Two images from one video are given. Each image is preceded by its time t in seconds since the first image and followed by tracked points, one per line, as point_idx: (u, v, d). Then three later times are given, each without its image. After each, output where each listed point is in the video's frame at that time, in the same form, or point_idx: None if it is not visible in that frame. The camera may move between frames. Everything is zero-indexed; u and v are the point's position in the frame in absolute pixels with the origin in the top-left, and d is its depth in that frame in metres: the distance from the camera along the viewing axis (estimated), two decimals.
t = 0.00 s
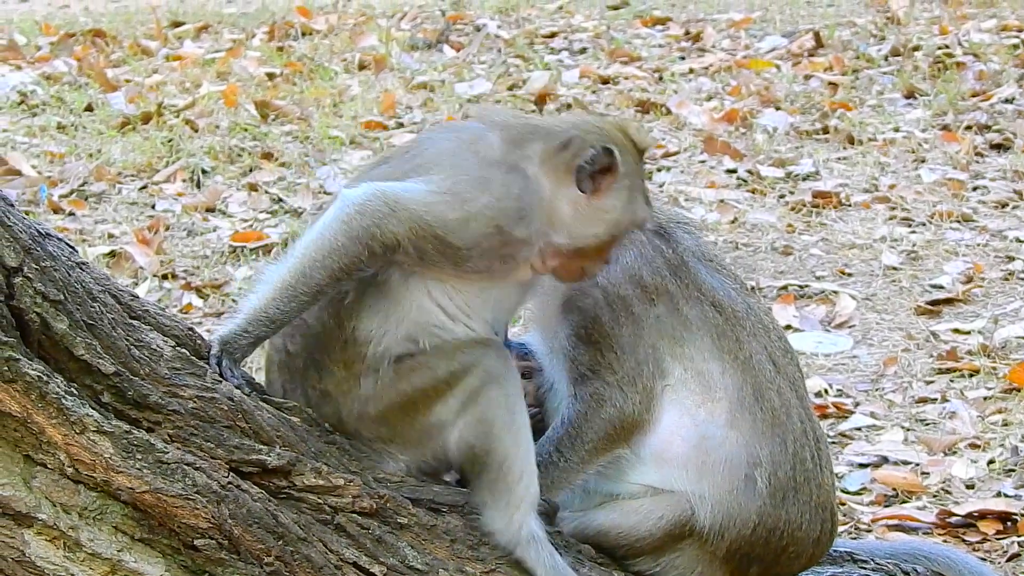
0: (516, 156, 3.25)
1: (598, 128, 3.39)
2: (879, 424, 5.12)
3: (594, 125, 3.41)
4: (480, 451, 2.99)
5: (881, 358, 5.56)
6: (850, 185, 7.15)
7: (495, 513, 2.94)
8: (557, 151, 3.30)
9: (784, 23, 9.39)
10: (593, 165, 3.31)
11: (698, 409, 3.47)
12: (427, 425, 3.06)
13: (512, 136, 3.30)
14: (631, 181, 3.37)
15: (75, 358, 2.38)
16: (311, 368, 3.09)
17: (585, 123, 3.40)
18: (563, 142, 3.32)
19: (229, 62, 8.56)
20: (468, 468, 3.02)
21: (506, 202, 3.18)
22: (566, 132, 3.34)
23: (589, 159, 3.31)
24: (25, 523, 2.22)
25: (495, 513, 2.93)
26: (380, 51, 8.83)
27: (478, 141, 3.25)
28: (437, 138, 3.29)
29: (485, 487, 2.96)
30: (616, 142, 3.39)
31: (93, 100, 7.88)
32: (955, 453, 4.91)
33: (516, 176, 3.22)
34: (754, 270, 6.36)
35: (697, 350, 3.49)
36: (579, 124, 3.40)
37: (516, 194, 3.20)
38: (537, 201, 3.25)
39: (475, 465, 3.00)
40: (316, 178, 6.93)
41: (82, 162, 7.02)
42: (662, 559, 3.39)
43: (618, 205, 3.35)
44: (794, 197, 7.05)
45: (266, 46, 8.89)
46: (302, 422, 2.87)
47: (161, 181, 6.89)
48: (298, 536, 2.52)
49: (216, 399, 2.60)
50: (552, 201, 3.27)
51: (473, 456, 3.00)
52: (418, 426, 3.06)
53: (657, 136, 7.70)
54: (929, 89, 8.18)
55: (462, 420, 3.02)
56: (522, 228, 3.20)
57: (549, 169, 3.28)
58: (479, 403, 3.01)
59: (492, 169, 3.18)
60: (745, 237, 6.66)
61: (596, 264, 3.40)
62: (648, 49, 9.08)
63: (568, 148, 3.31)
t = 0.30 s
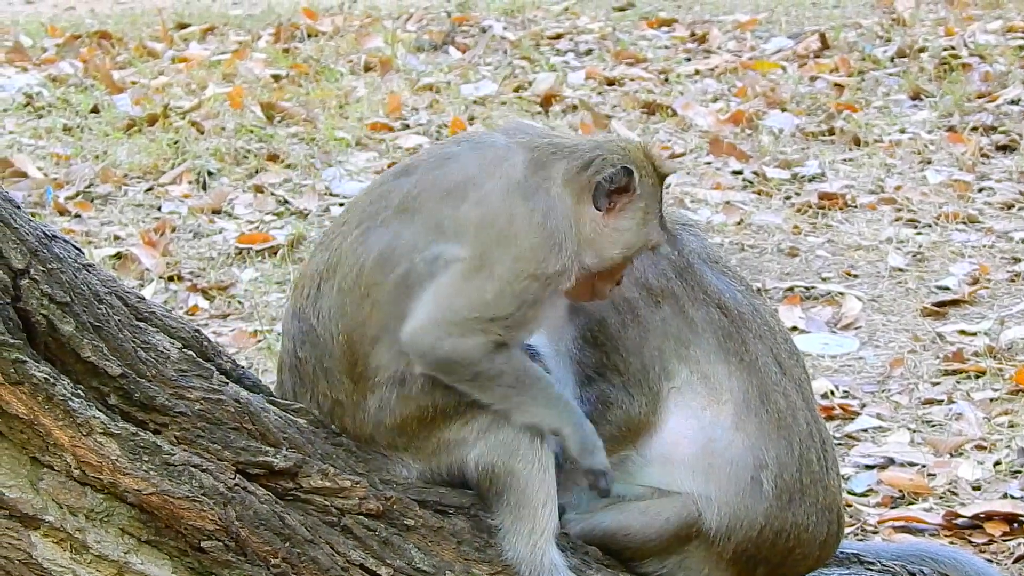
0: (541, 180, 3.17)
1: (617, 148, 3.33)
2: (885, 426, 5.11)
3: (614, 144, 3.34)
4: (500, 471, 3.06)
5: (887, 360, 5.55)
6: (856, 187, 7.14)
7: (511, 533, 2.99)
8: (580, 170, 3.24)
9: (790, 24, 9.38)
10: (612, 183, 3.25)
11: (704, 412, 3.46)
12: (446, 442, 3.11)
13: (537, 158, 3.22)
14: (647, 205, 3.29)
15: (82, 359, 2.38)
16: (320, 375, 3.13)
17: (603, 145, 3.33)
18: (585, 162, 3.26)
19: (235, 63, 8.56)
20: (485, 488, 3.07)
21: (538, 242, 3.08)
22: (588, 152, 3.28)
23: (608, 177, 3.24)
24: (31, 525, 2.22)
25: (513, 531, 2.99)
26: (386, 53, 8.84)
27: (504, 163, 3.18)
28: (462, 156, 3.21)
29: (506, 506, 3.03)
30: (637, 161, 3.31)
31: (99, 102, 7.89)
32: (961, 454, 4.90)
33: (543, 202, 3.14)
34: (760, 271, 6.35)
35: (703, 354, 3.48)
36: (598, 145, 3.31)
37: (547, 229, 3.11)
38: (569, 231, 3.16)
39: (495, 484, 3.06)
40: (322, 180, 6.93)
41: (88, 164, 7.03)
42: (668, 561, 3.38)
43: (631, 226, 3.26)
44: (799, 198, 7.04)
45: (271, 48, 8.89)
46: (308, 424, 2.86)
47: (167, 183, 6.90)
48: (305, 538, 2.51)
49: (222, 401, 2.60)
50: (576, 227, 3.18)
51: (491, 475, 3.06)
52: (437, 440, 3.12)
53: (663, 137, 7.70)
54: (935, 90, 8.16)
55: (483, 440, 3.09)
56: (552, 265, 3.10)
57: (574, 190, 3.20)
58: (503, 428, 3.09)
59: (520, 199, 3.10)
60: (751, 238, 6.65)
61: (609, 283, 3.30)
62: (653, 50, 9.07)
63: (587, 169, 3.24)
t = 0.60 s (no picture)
0: (525, 169, 3.30)
1: (600, 126, 3.51)
2: (892, 429, 5.10)
3: (597, 122, 3.53)
4: (508, 476, 3.10)
5: (894, 363, 5.54)
6: (863, 190, 7.13)
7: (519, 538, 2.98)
8: (570, 154, 3.41)
9: (797, 27, 9.37)
10: (604, 165, 3.46)
11: (711, 416, 3.44)
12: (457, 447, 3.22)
13: (518, 149, 3.36)
14: (639, 178, 3.53)
15: (89, 363, 2.38)
16: (320, 385, 3.20)
17: (588, 124, 3.52)
18: (573, 146, 3.42)
19: (242, 67, 8.57)
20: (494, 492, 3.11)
21: (520, 233, 3.13)
22: (573, 136, 3.46)
23: (600, 159, 3.44)
24: (39, 528, 2.21)
25: (522, 537, 2.98)
26: (392, 56, 8.85)
27: (486, 157, 3.27)
28: (444, 154, 3.28)
29: (514, 511, 3.05)
30: (626, 140, 3.53)
31: (106, 105, 7.90)
32: (968, 457, 4.88)
33: (528, 191, 3.24)
34: (767, 274, 6.34)
35: (710, 357, 3.46)
36: (581, 126, 3.51)
37: (530, 217, 3.17)
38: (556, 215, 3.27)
39: (504, 488, 3.10)
40: (328, 183, 6.94)
41: (95, 167, 7.04)
42: (675, 564, 3.39)
43: (629, 203, 3.52)
44: (806, 201, 7.03)
45: (278, 51, 8.90)
46: (315, 428, 2.86)
47: (174, 186, 6.90)
48: (312, 541, 2.50)
49: (229, 403, 2.60)
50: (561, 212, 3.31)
51: (499, 479, 3.11)
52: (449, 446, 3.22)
53: (669, 141, 7.70)
54: (941, 94, 8.15)
55: (488, 444, 3.17)
56: (541, 252, 3.16)
57: (563, 174, 3.37)
58: (508, 434, 3.16)
59: (503, 189, 3.19)
60: (758, 241, 6.64)
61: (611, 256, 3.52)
62: (660, 53, 9.07)
63: (578, 153, 3.41)
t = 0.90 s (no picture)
0: (529, 154, 3.25)
1: (586, 100, 3.44)
2: (896, 433, 5.09)
3: (582, 97, 3.44)
4: (510, 476, 3.12)
5: (897, 367, 5.53)
6: (867, 194, 7.12)
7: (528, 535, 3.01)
8: (567, 134, 3.33)
9: (801, 32, 9.37)
10: (604, 141, 3.39)
11: (715, 419, 3.44)
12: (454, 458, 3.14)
13: (516, 136, 3.29)
14: (632, 148, 3.48)
15: (93, 365, 2.38)
16: (335, 402, 3.12)
17: (574, 100, 3.43)
18: (569, 126, 3.34)
19: (246, 70, 8.58)
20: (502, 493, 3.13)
21: (544, 219, 3.13)
22: (566, 115, 3.37)
23: (599, 136, 3.38)
24: (43, 531, 2.22)
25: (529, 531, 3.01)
26: (397, 59, 8.86)
27: (486, 149, 3.23)
28: (441, 157, 3.21)
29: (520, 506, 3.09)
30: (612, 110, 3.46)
31: (110, 108, 7.92)
32: (971, 462, 4.88)
33: (539, 176, 3.22)
34: (770, 279, 6.34)
35: (715, 361, 3.45)
36: (568, 102, 3.42)
37: (549, 200, 3.18)
38: (570, 196, 3.26)
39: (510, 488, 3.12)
40: (332, 186, 6.95)
41: (99, 170, 7.05)
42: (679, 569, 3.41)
43: (632, 173, 3.46)
44: (810, 205, 7.03)
45: (282, 54, 8.91)
46: (318, 432, 2.86)
47: (178, 189, 6.90)
48: (316, 544, 2.50)
49: (234, 406, 2.60)
50: (574, 192, 3.30)
51: (502, 480, 3.13)
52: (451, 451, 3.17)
53: (673, 145, 7.70)
54: (945, 98, 8.15)
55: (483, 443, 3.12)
56: (566, 231, 3.16)
57: (565, 155, 3.31)
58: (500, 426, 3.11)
59: (515, 177, 3.17)
60: (762, 246, 6.64)
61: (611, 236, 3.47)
62: (664, 57, 9.07)
63: (576, 132, 3.34)
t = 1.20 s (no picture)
0: (560, 155, 3.22)
1: (618, 102, 3.40)
2: (897, 436, 5.09)
3: (613, 100, 3.40)
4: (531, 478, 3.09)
5: (898, 369, 5.53)
6: (868, 197, 7.12)
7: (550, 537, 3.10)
8: (597, 135, 3.30)
9: (803, 33, 9.38)
10: (637, 146, 3.34)
11: (716, 421, 3.44)
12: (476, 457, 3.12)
13: (547, 135, 3.26)
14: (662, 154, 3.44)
15: (95, 366, 2.38)
16: (351, 392, 3.18)
17: (605, 101, 3.38)
18: (600, 130, 3.30)
19: (247, 71, 8.58)
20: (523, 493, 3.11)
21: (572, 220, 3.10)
22: (597, 117, 3.33)
23: (632, 142, 3.33)
24: (44, 532, 2.22)
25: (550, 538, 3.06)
26: (398, 61, 8.87)
27: (517, 149, 3.20)
28: (472, 155, 3.20)
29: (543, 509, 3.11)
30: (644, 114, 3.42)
31: (111, 110, 7.92)
32: (972, 464, 4.88)
33: (569, 178, 3.18)
34: (772, 281, 6.33)
35: (716, 364, 3.46)
36: (598, 103, 3.37)
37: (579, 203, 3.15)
38: (598, 199, 3.23)
39: (531, 489, 3.11)
40: (334, 188, 6.95)
41: (100, 171, 7.05)
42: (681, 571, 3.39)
43: (661, 174, 3.43)
44: (811, 208, 7.03)
45: (284, 55, 8.92)
46: (319, 433, 2.86)
47: (179, 190, 6.90)
48: (317, 546, 2.50)
49: (235, 408, 2.60)
50: (603, 195, 3.27)
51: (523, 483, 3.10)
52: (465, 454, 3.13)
53: (675, 147, 7.70)
54: (946, 100, 8.14)
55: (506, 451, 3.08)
56: (593, 233, 3.13)
57: (595, 158, 3.28)
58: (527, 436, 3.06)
59: (546, 177, 3.14)
60: (763, 248, 6.64)
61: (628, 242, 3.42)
62: (665, 59, 9.08)
63: (607, 136, 3.31)
